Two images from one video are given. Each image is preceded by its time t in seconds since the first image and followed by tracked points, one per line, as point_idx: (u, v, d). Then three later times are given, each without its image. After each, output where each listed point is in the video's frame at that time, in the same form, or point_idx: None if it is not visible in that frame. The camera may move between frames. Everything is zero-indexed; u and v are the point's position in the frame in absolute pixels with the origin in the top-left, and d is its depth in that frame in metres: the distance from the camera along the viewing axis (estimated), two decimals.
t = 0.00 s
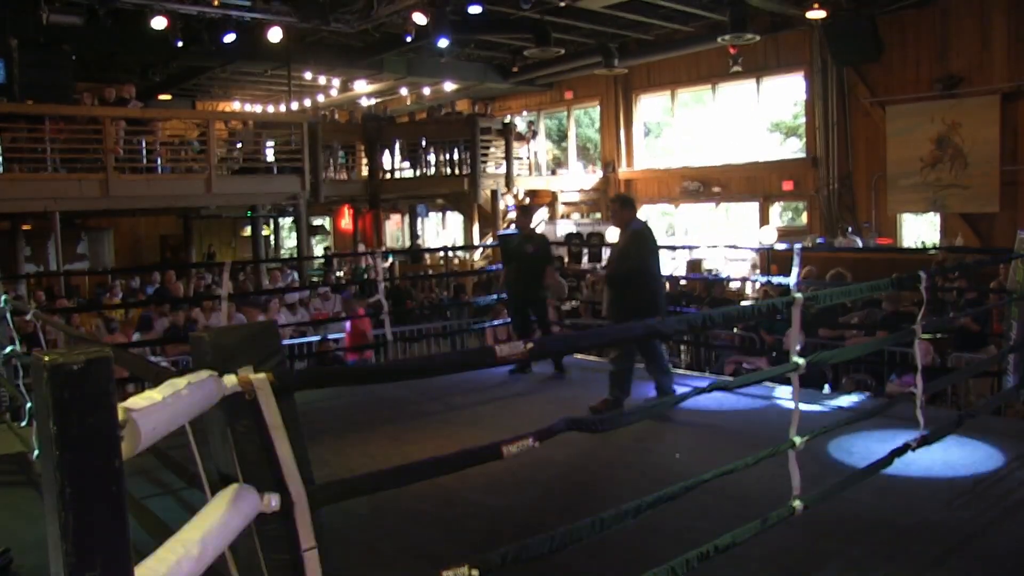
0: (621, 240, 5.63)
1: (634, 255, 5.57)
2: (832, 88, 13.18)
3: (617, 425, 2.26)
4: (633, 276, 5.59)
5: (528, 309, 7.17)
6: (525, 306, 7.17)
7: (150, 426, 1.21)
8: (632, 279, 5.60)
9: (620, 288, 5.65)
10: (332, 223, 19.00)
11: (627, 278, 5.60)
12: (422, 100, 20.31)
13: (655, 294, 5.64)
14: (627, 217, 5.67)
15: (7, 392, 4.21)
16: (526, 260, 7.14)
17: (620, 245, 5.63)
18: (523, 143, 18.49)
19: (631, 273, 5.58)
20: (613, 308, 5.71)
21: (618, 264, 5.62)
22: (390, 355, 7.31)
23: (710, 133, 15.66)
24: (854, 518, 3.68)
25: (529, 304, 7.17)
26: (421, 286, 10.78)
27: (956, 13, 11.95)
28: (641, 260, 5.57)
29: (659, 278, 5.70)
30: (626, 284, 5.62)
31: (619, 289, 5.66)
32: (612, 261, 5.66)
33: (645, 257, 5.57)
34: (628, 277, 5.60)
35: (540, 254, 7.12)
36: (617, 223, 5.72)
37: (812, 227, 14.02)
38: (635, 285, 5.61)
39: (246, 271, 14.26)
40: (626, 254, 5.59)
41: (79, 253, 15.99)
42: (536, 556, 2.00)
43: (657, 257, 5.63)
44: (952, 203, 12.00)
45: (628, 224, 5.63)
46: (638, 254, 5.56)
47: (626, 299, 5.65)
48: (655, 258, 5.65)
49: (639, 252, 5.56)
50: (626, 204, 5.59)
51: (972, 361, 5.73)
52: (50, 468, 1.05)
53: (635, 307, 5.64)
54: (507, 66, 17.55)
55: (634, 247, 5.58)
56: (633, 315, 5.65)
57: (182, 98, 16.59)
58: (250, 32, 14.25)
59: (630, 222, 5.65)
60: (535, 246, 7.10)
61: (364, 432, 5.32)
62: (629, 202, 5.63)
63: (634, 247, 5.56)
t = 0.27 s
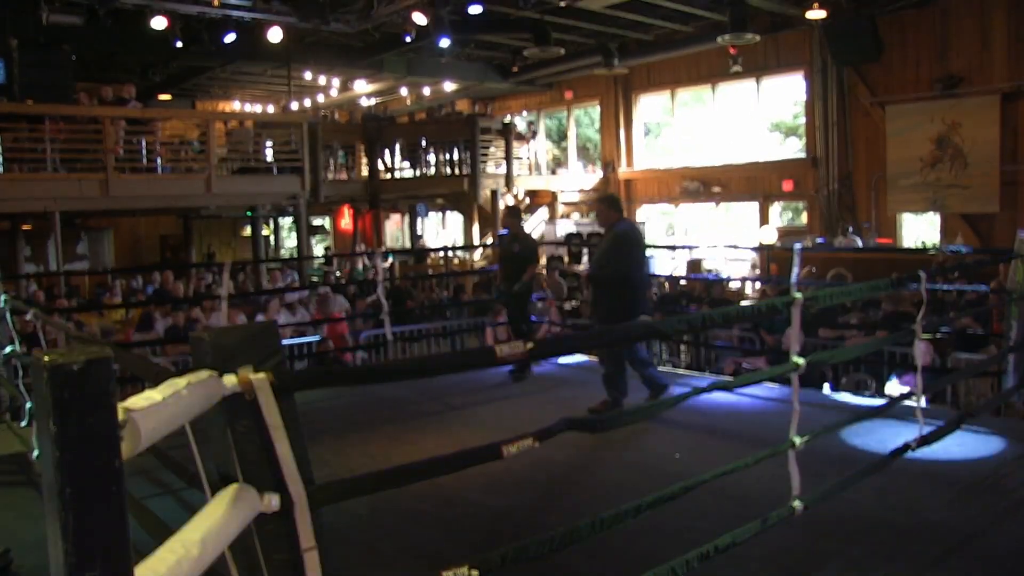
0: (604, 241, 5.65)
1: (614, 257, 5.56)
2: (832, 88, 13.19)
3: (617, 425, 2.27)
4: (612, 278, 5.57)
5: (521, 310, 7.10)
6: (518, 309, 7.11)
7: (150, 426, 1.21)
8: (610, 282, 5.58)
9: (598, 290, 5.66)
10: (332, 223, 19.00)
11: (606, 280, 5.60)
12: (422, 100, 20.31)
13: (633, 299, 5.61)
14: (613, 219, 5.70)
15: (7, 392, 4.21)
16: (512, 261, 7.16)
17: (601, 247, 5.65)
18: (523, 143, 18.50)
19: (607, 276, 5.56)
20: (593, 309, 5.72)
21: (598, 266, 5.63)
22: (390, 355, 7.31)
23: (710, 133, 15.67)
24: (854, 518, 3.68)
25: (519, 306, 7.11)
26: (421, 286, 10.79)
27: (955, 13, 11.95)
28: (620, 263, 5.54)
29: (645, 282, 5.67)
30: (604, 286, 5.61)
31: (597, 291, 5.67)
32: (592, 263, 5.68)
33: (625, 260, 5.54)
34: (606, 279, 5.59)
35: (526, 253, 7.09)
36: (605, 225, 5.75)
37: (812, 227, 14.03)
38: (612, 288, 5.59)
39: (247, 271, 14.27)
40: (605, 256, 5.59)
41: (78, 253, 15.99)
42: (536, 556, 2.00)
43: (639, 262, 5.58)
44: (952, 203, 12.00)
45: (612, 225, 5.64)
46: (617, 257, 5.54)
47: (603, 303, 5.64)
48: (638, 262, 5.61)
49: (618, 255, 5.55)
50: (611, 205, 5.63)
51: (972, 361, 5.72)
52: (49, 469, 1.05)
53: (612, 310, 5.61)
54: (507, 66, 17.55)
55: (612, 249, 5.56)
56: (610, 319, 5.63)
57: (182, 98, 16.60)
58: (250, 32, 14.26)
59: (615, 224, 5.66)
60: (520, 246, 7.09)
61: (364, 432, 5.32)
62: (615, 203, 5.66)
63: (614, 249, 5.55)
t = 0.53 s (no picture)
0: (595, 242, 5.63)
1: (607, 259, 5.56)
2: (832, 88, 13.19)
3: (616, 424, 2.27)
4: (605, 281, 5.58)
5: (511, 311, 7.14)
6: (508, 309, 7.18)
7: (150, 426, 1.21)
8: (603, 284, 5.59)
9: (589, 291, 5.65)
10: (332, 224, 19.00)
11: (599, 283, 5.59)
12: (422, 100, 20.31)
13: (625, 300, 5.64)
14: (603, 219, 5.67)
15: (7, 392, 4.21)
16: (501, 261, 7.28)
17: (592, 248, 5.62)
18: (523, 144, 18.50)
19: (602, 280, 5.57)
20: (582, 310, 5.73)
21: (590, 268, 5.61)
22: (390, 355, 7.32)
23: (710, 133, 15.67)
24: (854, 518, 3.68)
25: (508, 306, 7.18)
26: (421, 285, 10.79)
27: (956, 13, 11.94)
28: (614, 266, 5.54)
29: (633, 283, 5.69)
30: (597, 288, 5.62)
31: (588, 292, 5.66)
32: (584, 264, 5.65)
33: (618, 263, 5.54)
34: (599, 282, 5.59)
35: (513, 252, 7.18)
36: (594, 224, 5.72)
37: (812, 227, 14.03)
38: (605, 291, 5.60)
39: (247, 271, 14.27)
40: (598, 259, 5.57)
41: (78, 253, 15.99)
42: (536, 556, 2.00)
43: (632, 264, 5.60)
44: (952, 203, 12.00)
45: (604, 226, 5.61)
46: (611, 259, 5.53)
47: (593, 304, 5.65)
48: (630, 264, 5.62)
49: (612, 258, 5.54)
50: (602, 207, 5.59)
51: (972, 362, 5.72)
52: (50, 468, 1.05)
53: (603, 312, 5.63)
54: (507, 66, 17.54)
55: (606, 252, 5.54)
56: (601, 320, 5.65)
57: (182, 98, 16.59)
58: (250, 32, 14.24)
59: (606, 225, 5.64)
60: (507, 246, 7.19)
61: (364, 432, 5.32)
62: (606, 204, 5.62)
63: (608, 252, 5.54)
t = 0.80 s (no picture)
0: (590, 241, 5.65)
1: (606, 259, 5.58)
2: (832, 88, 13.19)
3: (616, 425, 2.27)
4: (606, 280, 5.58)
5: (500, 312, 7.09)
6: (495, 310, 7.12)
7: (150, 426, 1.21)
8: (604, 284, 5.59)
9: (589, 292, 5.62)
10: (332, 224, 18.99)
11: (600, 282, 5.58)
12: (422, 100, 20.32)
13: (623, 300, 5.64)
14: (595, 219, 5.70)
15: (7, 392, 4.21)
16: (489, 261, 7.18)
17: (589, 247, 5.63)
18: (523, 144, 18.51)
19: (604, 279, 5.58)
20: (582, 312, 5.68)
21: (589, 268, 5.59)
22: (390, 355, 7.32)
23: (710, 133, 15.68)
24: (854, 519, 3.68)
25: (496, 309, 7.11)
26: (421, 285, 10.79)
27: (956, 13, 11.94)
28: (614, 264, 5.58)
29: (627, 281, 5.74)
30: (598, 288, 5.59)
31: (587, 293, 5.63)
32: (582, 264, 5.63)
33: (616, 261, 5.59)
34: (599, 282, 5.58)
35: (502, 253, 7.09)
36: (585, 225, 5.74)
37: (812, 227, 14.03)
38: (605, 290, 5.60)
39: (247, 271, 14.28)
40: (596, 258, 5.58)
41: (78, 254, 16.00)
42: (536, 556, 2.00)
43: (628, 262, 5.66)
44: (953, 203, 12.00)
45: (598, 226, 5.65)
46: (611, 258, 5.57)
47: (594, 305, 5.61)
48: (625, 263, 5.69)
49: (610, 256, 5.58)
50: (596, 206, 5.62)
51: (972, 362, 5.71)
52: (49, 470, 1.04)
53: (606, 312, 5.61)
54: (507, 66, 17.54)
55: (605, 251, 5.57)
56: (602, 321, 5.62)
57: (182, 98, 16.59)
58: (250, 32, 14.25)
59: (599, 224, 5.69)
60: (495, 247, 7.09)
61: (364, 432, 5.32)
62: (598, 204, 5.67)
63: (606, 251, 5.57)
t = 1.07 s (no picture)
0: (581, 241, 5.64)
1: (599, 259, 5.58)
2: (832, 88, 13.19)
3: (616, 424, 2.27)
4: (600, 280, 5.60)
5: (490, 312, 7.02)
6: (481, 311, 7.03)
7: (150, 427, 1.21)
8: (597, 284, 5.60)
9: (582, 293, 5.63)
10: (333, 224, 18.99)
11: (595, 283, 5.60)
12: (422, 100, 20.32)
13: (617, 298, 5.68)
14: (585, 219, 5.70)
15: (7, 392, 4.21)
16: (478, 261, 7.16)
17: (580, 247, 5.63)
18: (523, 144, 18.51)
19: (597, 279, 5.58)
20: (577, 313, 5.68)
21: (581, 269, 5.60)
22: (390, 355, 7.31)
23: (710, 133, 15.68)
24: (854, 518, 3.68)
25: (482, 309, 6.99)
26: (421, 285, 10.79)
27: (956, 13, 11.94)
28: (608, 264, 5.59)
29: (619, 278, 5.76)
30: (593, 288, 5.61)
31: (579, 294, 5.64)
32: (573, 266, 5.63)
33: (610, 260, 5.59)
34: (594, 282, 5.60)
35: (493, 252, 7.03)
36: (574, 225, 5.75)
37: (812, 227, 14.03)
38: (598, 290, 5.62)
39: (247, 271, 14.28)
40: (588, 259, 5.58)
41: (79, 254, 16.01)
42: (535, 556, 2.00)
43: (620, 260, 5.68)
44: (953, 203, 12.00)
45: (588, 226, 5.65)
46: (605, 258, 5.58)
47: (587, 306, 5.63)
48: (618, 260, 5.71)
49: (602, 256, 5.58)
50: (587, 207, 5.62)
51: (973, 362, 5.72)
52: (50, 470, 1.04)
53: (602, 311, 5.64)
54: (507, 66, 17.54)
55: (596, 251, 5.57)
56: (595, 321, 5.65)
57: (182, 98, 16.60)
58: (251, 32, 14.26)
59: (589, 224, 5.68)
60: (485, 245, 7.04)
61: (364, 432, 5.32)
62: (588, 204, 5.66)
63: (600, 251, 5.57)
